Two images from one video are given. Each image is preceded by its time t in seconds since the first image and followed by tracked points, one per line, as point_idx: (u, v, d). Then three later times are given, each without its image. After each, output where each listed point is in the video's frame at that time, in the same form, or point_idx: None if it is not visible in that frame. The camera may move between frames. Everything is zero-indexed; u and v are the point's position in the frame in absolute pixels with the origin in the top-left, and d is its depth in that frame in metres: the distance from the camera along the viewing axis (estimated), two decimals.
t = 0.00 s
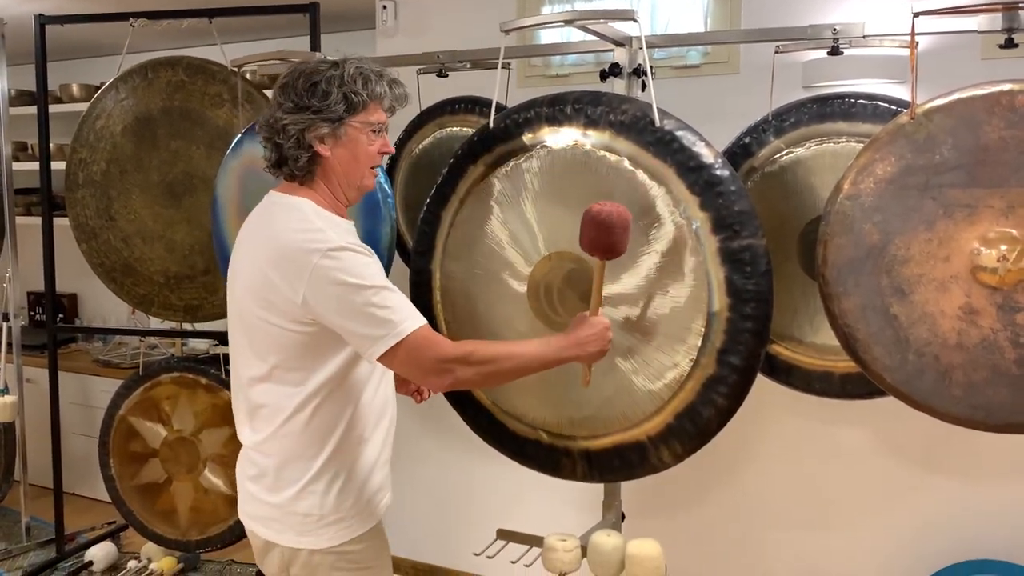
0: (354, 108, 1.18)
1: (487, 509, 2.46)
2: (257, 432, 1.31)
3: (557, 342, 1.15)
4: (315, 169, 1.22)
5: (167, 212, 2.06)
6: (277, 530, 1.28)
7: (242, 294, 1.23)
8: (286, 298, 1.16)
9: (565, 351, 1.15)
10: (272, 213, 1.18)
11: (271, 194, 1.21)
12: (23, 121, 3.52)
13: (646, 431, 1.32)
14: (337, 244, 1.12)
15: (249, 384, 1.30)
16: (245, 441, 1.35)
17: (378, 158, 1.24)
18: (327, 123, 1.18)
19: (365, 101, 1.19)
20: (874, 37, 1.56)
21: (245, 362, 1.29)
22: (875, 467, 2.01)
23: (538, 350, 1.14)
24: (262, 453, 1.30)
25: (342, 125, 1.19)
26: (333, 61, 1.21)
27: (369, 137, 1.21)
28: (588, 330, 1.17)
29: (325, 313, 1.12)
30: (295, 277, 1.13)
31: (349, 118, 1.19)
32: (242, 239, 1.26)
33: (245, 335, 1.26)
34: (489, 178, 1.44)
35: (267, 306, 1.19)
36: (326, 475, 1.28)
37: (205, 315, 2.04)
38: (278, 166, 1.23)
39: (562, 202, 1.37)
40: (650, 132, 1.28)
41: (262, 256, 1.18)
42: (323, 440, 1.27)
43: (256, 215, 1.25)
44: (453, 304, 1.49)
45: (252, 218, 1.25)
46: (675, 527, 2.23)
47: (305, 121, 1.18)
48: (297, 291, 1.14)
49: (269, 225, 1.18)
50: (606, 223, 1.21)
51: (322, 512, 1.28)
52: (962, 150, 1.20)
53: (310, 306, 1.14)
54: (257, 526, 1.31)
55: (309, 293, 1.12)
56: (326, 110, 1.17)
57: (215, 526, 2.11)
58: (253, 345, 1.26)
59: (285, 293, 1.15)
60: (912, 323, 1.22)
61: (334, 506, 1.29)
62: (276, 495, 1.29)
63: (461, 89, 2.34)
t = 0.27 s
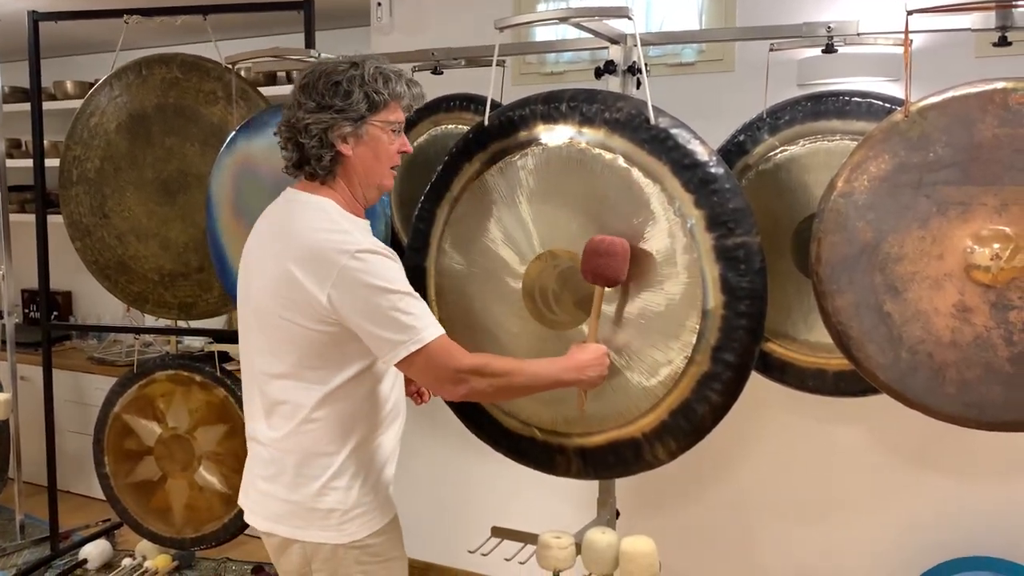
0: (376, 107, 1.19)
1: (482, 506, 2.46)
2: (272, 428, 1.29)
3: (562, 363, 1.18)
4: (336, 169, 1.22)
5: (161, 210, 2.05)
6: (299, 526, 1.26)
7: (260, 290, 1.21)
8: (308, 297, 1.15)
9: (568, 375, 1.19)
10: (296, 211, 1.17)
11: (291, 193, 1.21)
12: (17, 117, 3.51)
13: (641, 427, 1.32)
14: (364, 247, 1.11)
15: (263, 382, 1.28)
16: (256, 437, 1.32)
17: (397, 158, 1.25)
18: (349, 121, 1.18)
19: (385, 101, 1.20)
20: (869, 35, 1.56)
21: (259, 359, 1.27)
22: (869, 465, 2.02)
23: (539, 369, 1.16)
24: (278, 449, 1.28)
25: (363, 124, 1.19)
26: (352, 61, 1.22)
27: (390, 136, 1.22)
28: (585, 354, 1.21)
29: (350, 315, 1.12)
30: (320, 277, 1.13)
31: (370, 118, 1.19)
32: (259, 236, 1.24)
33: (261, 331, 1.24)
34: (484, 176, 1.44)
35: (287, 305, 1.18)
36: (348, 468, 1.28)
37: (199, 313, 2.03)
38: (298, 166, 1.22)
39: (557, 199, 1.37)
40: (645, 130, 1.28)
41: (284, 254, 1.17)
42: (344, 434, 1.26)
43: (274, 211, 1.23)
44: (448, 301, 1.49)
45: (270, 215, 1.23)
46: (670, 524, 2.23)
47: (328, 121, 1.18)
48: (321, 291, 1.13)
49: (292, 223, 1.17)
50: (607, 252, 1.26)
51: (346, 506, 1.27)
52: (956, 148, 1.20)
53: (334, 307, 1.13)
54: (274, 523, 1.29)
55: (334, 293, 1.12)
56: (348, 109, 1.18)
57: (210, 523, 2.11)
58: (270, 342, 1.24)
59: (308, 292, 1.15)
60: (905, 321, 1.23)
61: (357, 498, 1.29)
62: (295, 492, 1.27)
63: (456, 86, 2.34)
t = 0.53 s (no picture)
0: (408, 108, 1.19)
1: (477, 504, 2.46)
2: (297, 432, 1.25)
3: (572, 374, 1.22)
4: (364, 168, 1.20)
5: (155, 208, 2.05)
6: (329, 533, 1.23)
7: (284, 289, 1.19)
8: (336, 297, 1.13)
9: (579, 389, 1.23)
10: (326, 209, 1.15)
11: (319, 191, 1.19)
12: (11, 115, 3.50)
13: (635, 425, 1.32)
14: (397, 250, 1.11)
15: (283, 384, 1.25)
16: (278, 441, 1.28)
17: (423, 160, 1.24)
18: (382, 121, 1.17)
19: (417, 102, 1.20)
20: (862, 33, 1.56)
21: (279, 360, 1.24)
22: (864, 463, 2.02)
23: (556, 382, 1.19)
24: (302, 454, 1.24)
25: (394, 124, 1.19)
26: (382, 60, 1.21)
27: (418, 137, 1.22)
28: (588, 364, 1.25)
29: (380, 317, 1.11)
30: (351, 277, 1.11)
31: (402, 118, 1.19)
32: (283, 233, 1.22)
33: (283, 332, 1.21)
34: (478, 174, 1.44)
35: (313, 304, 1.16)
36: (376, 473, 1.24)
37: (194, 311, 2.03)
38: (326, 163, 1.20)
39: (552, 198, 1.37)
40: (639, 128, 1.28)
41: (312, 252, 1.15)
42: (372, 439, 1.23)
43: (299, 208, 1.21)
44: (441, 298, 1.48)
45: (295, 212, 1.21)
46: (665, 522, 2.23)
47: (359, 119, 1.17)
48: (351, 291, 1.12)
49: (321, 221, 1.15)
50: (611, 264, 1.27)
51: (376, 512, 1.24)
52: (949, 146, 1.20)
53: (363, 308, 1.12)
54: (303, 531, 1.25)
55: (365, 294, 1.11)
56: (381, 109, 1.17)
57: (204, 522, 2.10)
58: (292, 343, 1.21)
59: (336, 292, 1.13)
60: (899, 319, 1.23)
61: (384, 504, 1.25)
62: (324, 498, 1.23)
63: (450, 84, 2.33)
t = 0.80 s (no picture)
0: (443, 113, 1.18)
1: (474, 504, 2.46)
2: (312, 439, 1.24)
3: (574, 386, 1.24)
4: (395, 171, 1.19)
5: (151, 208, 2.05)
6: (344, 542, 1.22)
7: (303, 289, 1.17)
8: (356, 300, 1.12)
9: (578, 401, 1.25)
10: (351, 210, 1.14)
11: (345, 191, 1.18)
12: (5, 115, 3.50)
13: (631, 425, 1.32)
14: (420, 256, 1.10)
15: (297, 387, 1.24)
16: (293, 449, 1.27)
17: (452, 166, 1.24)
18: (417, 124, 1.16)
19: (452, 107, 1.19)
20: (857, 33, 1.56)
21: (294, 362, 1.23)
22: (859, 462, 2.03)
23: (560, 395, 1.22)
24: (318, 461, 1.23)
25: (429, 128, 1.18)
26: (420, 62, 1.20)
27: (450, 144, 1.21)
28: (585, 374, 1.26)
29: (401, 322, 1.10)
30: (373, 280, 1.10)
31: (437, 123, 1.18)
32: (303, 231, 1.20)
33: (300, 334, 1.20)
34: (473, 174, 1.43)
35: (332, 306, 1.15)
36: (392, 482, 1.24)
37: (189, 311, 2.03)
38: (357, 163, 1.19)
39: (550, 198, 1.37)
40: (635, 127, 1.28)
41: (333, 252, 1.13)
42: (388, 447, 1.22)
43: (320, 206, 1.20)
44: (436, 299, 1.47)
45: (316, 211, 1.19)
46: (661, 521, 2.23)
47: (395, 121, 1.15)
48: (372, 294, 1.11)
49: (344, 222, 1.14)
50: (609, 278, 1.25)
51: (392, 520, 1.24)
52: (943, 146, 1.20)
53: (384, 312, 1.11)
54: (317, 541, 1.24)
55: (386, 298, 1.10)
56: (417, 112, 1.16)
57: (201, 523, 2.10)
58: (309, 346, 1.20)
59: (357, 295, 1.12)
60: (894, 318, 1.23)
61: (399, 513, 1.25)
62: (340, 507, 1.22)
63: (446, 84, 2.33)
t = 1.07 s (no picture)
0: (463, 124, 1.18)
1: (471, 505, 2.46)
2: (311, 444, 1.24)
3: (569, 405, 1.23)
4: (412, 179, 1.19)
5: (148, 209, 2.04)
6: (342, 548, 1.22)
7: (309, 292, 1.17)
8: (362, 306, 1.12)
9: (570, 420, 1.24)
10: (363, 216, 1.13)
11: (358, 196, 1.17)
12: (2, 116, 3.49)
13: (629, 425, 1.32)
14: (430, 266, 1.10)
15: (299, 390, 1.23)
16: (292, 454, 1.27)
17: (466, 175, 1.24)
18: (438, 135, 1.16)
19: (472, 118, 1.19)
20: (853, 34, 1.57)
21: (297, 365, 1.22)
22: (857, 462, 2.03)
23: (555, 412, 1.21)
24: (316, 466, 1.23)
25: (448, 138, 1.17)
26: (442, 70, 1.19)
27: (467, 154, 1.21)
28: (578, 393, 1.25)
29: (406, 331, 1.09)
30: (380, 287, 1.10)
31: (456, 134, 1.18)
32: (312, 233, 1.19)
33: (304, 337, 1.19)
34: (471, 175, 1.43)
35: (337, 311, 1.14)
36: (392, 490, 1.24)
37: (187, 313, 2.03)
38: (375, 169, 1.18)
39: (547, 198, 1.37)
40: (632, 128, 1.28)
41: (342, 256, 1.13)
42: (387, 455, 1.22)
43: (332, 209, 1.19)
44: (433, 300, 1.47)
45: (327, 213, 1.19)
46: (659, 522, 2.24)
47: (416, 130, 1.14)
48: (379, 302, 1.10)
49: (354, 227, 1.13)
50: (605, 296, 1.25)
51: (391, 527, 1.24)
52: (940, 146, 1.21)
53: (390, 320, 1.10)
54: (313, 546, 1.24)
55: (393, 306, 1.09)
56: (440, 123, 1.15)
57: (198, 524, 2.09)
58: (312, 349, 1.19)
59: (364, 301, 1.11)
60: (891, 319, 1.23)
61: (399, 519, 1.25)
62: (338, 513, 1.22)
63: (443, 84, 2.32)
